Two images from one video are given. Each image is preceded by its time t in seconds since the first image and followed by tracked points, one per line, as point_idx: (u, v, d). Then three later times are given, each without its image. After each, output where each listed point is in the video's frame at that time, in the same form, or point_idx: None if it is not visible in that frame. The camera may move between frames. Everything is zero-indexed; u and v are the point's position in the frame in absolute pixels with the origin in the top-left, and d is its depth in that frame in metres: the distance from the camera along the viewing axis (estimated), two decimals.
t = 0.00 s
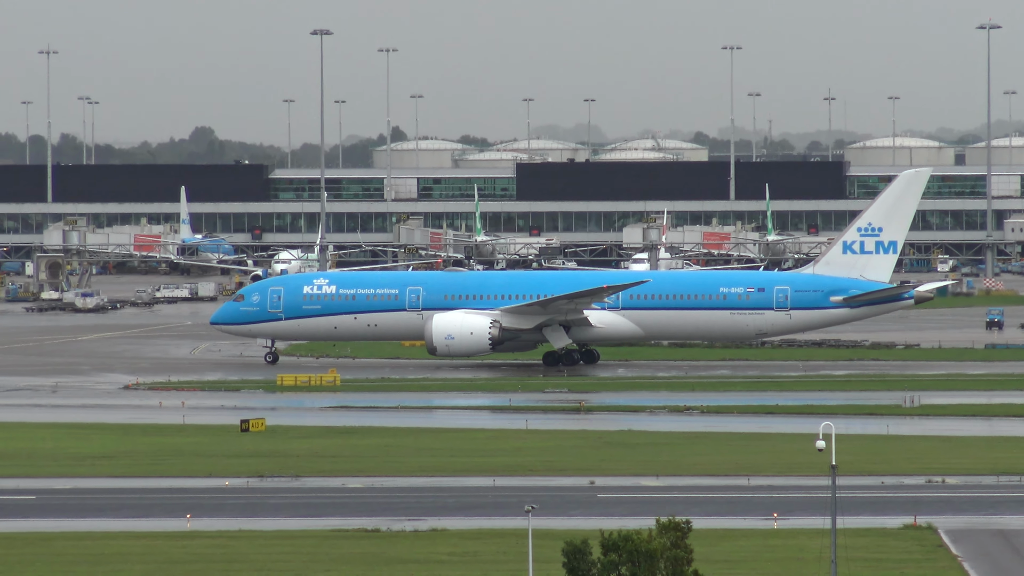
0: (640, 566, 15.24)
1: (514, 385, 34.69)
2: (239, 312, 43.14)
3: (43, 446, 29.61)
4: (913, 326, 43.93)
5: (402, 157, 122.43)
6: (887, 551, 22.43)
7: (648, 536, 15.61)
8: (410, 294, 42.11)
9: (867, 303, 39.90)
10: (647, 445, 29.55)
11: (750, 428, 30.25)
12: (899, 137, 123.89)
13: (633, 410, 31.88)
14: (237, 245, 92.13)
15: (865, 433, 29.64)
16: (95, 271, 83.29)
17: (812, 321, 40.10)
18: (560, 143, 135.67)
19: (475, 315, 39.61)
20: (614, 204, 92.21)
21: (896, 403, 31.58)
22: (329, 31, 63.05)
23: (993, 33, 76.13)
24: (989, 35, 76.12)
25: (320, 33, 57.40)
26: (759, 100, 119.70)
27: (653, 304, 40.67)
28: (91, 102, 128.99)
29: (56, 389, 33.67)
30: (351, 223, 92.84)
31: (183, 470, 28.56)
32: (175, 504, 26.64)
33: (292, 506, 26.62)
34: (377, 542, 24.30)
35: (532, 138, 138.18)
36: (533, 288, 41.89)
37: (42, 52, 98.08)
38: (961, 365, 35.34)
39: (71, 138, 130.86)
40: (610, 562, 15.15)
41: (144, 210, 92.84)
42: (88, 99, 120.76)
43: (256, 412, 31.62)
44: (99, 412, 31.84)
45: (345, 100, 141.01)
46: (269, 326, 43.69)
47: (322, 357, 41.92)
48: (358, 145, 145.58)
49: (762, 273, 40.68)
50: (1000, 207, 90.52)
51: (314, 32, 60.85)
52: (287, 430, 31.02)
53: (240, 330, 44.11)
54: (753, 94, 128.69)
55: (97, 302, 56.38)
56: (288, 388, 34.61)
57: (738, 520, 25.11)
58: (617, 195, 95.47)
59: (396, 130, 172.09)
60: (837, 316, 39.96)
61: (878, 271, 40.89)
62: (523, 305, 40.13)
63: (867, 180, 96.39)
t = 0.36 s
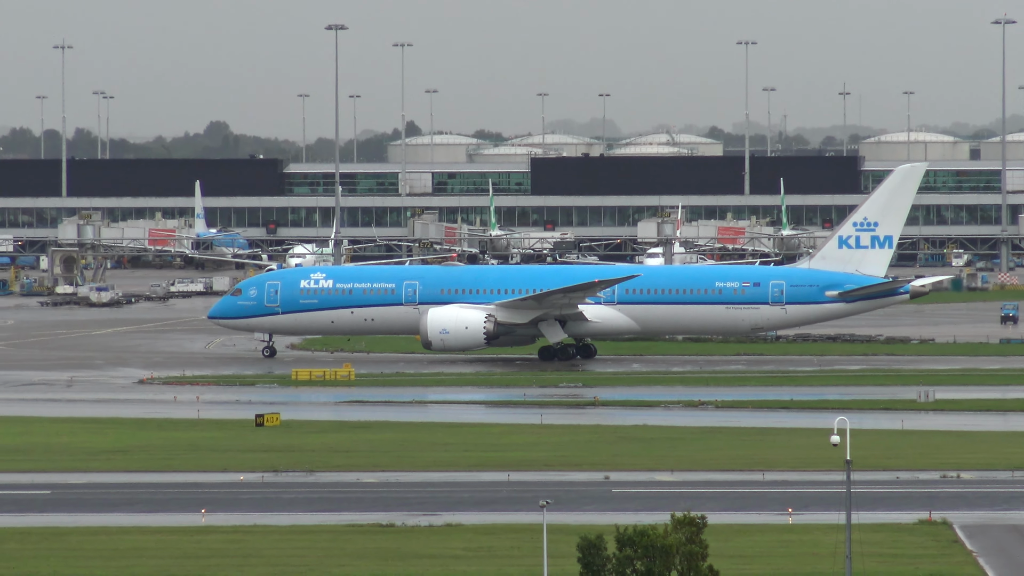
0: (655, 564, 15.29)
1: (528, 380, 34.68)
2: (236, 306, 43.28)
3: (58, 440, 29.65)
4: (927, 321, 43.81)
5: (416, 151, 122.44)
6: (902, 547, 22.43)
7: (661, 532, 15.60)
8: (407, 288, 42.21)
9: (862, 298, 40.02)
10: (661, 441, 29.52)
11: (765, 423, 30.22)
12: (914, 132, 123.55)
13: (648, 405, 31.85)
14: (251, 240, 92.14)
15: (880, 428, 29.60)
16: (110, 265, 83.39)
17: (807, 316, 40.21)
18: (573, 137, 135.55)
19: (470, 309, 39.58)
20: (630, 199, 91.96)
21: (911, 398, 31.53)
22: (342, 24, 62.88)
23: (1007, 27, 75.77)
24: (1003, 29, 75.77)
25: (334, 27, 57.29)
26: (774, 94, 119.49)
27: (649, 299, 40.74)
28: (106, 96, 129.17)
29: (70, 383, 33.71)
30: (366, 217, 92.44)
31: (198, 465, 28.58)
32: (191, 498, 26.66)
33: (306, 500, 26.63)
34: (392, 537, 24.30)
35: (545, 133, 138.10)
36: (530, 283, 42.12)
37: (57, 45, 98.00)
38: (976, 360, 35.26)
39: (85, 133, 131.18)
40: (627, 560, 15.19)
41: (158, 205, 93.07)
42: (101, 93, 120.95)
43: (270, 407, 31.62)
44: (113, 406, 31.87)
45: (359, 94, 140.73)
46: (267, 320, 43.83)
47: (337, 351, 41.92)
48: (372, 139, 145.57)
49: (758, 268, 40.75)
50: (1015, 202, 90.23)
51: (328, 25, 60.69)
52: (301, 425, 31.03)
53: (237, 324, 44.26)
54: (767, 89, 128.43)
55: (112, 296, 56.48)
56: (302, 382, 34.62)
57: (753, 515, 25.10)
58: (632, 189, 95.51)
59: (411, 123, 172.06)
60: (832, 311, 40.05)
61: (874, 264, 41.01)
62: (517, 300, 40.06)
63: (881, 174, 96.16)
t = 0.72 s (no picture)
0: (665, 567, 15.09)
1: (539, 384, 34.67)
2: (230, 311, 43.51)
3: (69, 445, 29.65)
4: (939, 326, 43.72)
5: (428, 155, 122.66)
6: (913, 551, 22.38)
7: (675, 535, 15.43)
8: (401, 293, 42.31)
9: (854, 303, 40.01)
10: (672, 445, 29.50)
11: (776, 428, 30.19)
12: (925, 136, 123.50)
13: (659, 409, 31.81)
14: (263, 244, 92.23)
15: (892, 432, 29.56)
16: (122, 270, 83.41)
17: (800, 321, 40.26)
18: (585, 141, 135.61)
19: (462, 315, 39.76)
20: (641, 204, 92.42)
21: (923, 403, 31.48)
22: (353, 29, 62.87)
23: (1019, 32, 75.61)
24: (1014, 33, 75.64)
25: (346, 32, 57.42)
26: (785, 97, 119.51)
27: (641, 303, 40.78)
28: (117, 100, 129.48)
29: (81, 388, 33.71)
30: (378, 222, 93.22)
31: (209, 469, 28.58)
32: (202, 503, 26.64)
33: (317, 505, 26.63)
34: (403, 542, 24.25)
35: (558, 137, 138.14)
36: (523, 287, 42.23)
37: (68, 49, 97.93)
38: (987, 365, 35.19)
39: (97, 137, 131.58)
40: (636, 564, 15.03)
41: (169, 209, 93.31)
42: (113, 97, 121.21)
43: (281, 412, 31.62)
44: (124, 411, 31.87)
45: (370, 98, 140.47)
46: (262, 325, 44.05)
47: (348, 356, 41.91)
48: (384, 144, 145.73)
49: (750, 272, 40.77)
50: None
51: (340, 30, 60.84)
52: (313, 430, 31.02)
53: (232, 329, 44.50)
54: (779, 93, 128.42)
55: (123, 301, 56.42)
56: (314, 387, 34.61)
57: (764, 520, 25.07)
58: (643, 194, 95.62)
59: (422, 127, 172.22)
60: (824, 315, 40.13)
61: (866, 269, 40.98)
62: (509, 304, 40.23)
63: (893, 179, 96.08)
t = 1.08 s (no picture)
0: (681, 570, 15.60)
1: (554, 388, 34.64)
2: (227, 315, 43.63)
3: (84, 449, 29.65)
4: (955, 331, 43.64)
5: (444, 159, 123.29)
6: (927, 555, 22.35)
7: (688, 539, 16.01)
8: (397, 297, 42.53)
9: (849, 307, 39.96)
10: (686, 449, 29.48)
11: (792, 432, 30.14)
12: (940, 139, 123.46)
13: (675, 414, 31.78)
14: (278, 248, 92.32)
15: (907, 436, 29.51)
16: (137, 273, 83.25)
17: (794, 324, 40.11)
18: (600, 145, 135.58)
19: (456, 319, 39.93)
20: (654, 207, 91.94)
21: (938, 407, 31.43)
22: (368, 34, 62.93)
23: None
24: None
25: (359, 37, 57.59)
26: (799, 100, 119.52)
27: (636, 307, 40.79)
28: (131, 104, 129.76)
29: (97, 392, 33.71)
30: (392, 225, 92.80)
31: (224, 474, 28.55)
32: (217, 507, 26.62)
33: (333, 509, 26.59)
34: (418, 546, 24.23)
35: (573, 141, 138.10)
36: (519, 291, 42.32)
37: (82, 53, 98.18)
38: (1003, 369, 35.12)
39: (112, 141, 131.73)
40: (651, 566, 15.65)
41: (184, 213, 93.51)
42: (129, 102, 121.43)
43: (296, 416, 31.60)
44: (140, 415, 31.86)
45: (386, 102, 140.69)
46: (259, 329, 44.15)
47: (364, 361, 41.94)
48: (398, 148, 145.92)
49: (746, 276, 40.72)
50: None
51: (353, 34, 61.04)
52: (328, 434, 31.00)
53: (229, 332, 44.60)
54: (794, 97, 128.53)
55: (138, 305, 56.26)
56: (329, 391, 34.60)
57: (779, 524, 25.04)
58: (657, 197, 95.84)
59: (437, 131, 172.47)
60: (819, 320, 40.01)
61: (860, 272, 41.30)
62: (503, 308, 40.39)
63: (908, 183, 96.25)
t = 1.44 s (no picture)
0: None
1: (572, 393, 34.62)
2: (228, 319, 43.72)
3: (102, 453, 29.67)
4: (973, 335, 43.54)
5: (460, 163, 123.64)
6: (947, 560, 22.33)
7: (706, 545, 16.53)
8: (397, 301, 42.53)
9: (847, 311, 39.95)
10: (707, 453, 29.46)
11: (809, 436, 30.13)
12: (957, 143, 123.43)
13: (692, 418, 31.78)
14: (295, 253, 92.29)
15: (925, 441, 29.49)
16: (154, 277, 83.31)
17: (792, 329, 40.12)
18: (617, 149, 135.51)
19: (454, 322, 39.99)
20: (673, 212, 92.50)
21: (955, 411, 31.41)
22: (386, 39, 62.92)
23: None
24: None
25: (376, 41, 57.60)
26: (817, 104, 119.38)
27: (634, 311, 40.88)
28: (149, 108, 130.14)
29: (114, 397, 33.72)
30: (410, 229, 92.82)
31: (241, 478, 28.56)
32: (234, 512, 26.62)
33: (350, 514, 26.60)
34: (435, 551, 24.24)
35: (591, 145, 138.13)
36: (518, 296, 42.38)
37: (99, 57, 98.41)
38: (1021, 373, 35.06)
39: (129, 146, 131.75)
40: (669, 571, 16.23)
41: (202, 217, 93.50)
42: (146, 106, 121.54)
43: (314, 420, 31.61)
44: (157, 420, 31.87)
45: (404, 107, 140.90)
46: (260, 332, 44.22)
47: (381, 365, 41.94)
48: (416, 152, 146.07)
49: (744, 280, 40.75)
50: None
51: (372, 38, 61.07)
52: (345, 438, 30.99)
53: (230, 336, 44.70)
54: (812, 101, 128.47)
55: (156, 309, 56.42)
56: (347, 395, 34.61)
57: (797, 528, 25.03)
58: (674, 201, 96.00)
59: (455, 135, 172.50)
60: (817, 324, 39.99)
61: (859, 277, 41.04)
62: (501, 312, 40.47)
63: (926, 187, 96.08)
